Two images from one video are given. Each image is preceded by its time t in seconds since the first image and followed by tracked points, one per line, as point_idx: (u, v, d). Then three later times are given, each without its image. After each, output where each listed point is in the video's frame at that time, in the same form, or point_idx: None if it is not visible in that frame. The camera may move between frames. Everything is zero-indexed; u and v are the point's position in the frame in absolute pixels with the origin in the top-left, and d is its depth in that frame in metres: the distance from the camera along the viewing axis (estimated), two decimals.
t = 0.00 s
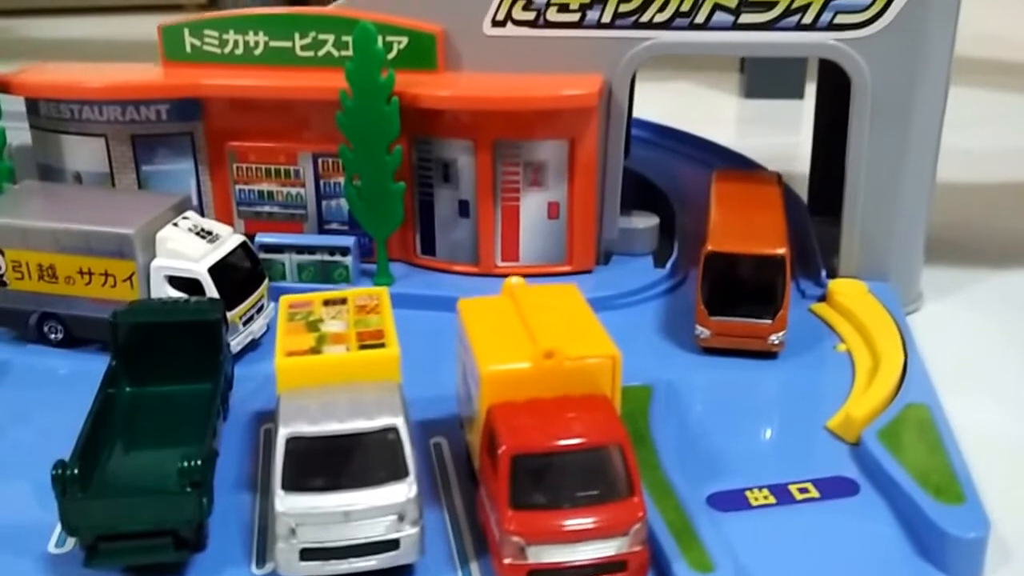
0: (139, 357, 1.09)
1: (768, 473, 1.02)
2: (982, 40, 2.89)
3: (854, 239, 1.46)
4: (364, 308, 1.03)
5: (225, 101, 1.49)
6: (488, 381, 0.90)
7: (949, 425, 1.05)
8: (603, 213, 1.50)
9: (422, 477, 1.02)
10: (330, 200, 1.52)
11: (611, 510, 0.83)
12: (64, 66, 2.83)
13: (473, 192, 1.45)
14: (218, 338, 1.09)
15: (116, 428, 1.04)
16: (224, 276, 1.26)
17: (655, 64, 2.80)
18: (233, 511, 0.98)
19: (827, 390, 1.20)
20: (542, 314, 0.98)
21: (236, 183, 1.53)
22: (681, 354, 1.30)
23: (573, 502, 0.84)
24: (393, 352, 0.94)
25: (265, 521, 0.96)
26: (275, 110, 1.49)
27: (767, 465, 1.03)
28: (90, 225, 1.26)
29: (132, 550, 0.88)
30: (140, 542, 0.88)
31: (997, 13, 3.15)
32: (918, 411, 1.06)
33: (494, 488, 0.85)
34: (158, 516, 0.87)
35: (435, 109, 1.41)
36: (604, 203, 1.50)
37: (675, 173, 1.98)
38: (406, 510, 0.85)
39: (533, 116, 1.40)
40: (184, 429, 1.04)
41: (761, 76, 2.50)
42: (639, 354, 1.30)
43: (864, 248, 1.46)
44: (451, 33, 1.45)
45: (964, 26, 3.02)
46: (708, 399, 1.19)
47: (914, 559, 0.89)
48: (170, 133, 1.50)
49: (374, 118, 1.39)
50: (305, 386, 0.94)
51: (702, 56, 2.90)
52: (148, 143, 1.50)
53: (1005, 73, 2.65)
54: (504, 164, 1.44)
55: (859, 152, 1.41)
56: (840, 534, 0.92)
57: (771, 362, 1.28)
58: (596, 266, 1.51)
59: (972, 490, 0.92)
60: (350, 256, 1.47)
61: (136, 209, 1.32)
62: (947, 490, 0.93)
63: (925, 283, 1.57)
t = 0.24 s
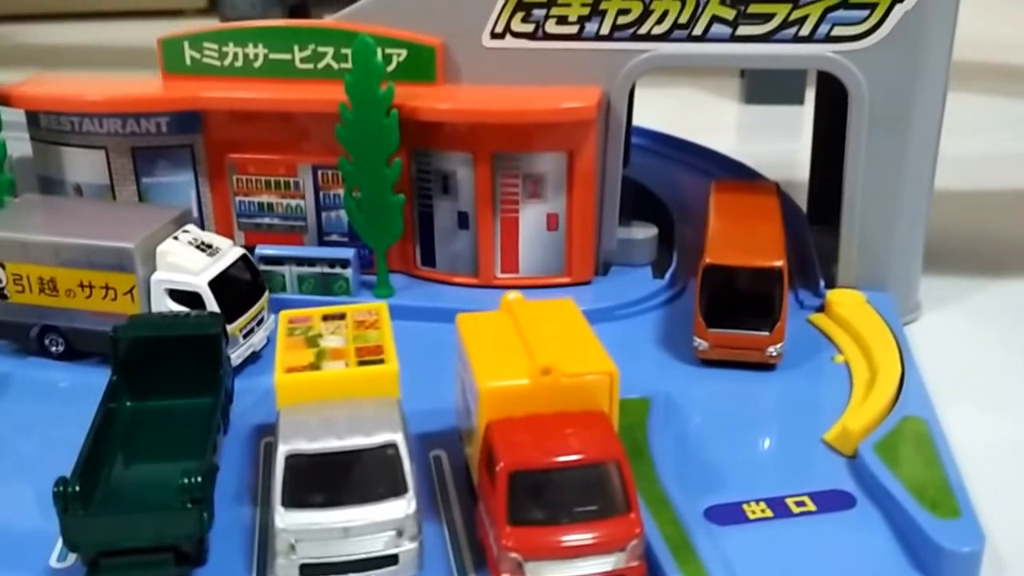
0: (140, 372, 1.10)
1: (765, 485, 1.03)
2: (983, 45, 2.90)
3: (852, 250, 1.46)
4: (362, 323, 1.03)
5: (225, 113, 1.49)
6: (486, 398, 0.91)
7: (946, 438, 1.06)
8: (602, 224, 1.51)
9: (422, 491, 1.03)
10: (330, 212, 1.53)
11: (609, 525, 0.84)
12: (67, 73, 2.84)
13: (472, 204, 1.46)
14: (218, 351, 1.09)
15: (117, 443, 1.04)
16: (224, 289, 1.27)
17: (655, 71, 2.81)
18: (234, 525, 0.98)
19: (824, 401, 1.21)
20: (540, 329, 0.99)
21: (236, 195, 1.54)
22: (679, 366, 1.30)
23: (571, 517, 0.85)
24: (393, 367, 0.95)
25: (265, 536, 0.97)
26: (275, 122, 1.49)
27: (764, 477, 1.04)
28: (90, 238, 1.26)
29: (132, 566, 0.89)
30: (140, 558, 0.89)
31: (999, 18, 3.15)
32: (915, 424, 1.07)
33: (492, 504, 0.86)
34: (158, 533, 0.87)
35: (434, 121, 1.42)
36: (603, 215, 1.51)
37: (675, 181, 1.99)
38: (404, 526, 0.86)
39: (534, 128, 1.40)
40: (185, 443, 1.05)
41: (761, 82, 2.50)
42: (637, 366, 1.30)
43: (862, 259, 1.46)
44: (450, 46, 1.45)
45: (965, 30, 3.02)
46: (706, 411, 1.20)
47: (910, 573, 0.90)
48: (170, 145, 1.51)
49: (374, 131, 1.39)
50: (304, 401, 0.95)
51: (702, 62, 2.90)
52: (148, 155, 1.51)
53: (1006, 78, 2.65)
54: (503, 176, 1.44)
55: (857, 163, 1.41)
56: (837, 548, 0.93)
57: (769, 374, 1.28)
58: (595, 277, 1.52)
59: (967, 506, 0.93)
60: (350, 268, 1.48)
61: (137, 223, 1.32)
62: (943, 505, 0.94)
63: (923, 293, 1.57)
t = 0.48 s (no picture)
0: (141, 387, 1.10)
1: (762, 498, 1.04)
2: (983, 52, 2.90)
3: (850, 261, 1.47)
4: (362, 337, 1.05)
5: (225, 126, 1.49)
6: (485, 413, 0.92)
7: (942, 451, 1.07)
8: (601, 236, 1.52)
9: (422, 506, 1.04)
10: (329, 224, 1.53)
11: (607, 541, 0.84)
12: (70, 81, 2.85)
13: (472, 217, 1.46)
14: (219, 367, 1.10)
15: (118, 457, 1.05)
16: (224, 302, 1.28)
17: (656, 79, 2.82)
18: (234, 541, 0.99)
19: (822, 413, 1.22)
20: (539, 344, 1.00)
21: (236, 208, 1.54)
22: (678, 379, 1.31)
23: (569, 533, 0.85)
24: (391, 383, 0.97)
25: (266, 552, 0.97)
26: (275, 134, 1.50)
27: (761, 491, 1.05)
28: (90, 252, 1.27)
29: None
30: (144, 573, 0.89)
31: (1001, 25, 3.15)
32: (911, 437, 1.08)
33: (491, 519, 0.87)
34: (159, 549, 0.88)
35: (433, 134, 1.42)
36: (602, 227, 1.51)
37: (675, 190, 1.99)
38: (404, 541, 0.86)
39: (534, 140, 1.41)
40: (185, 459, 1.06)
41: (761, 90, 2.50)
42: (636, 379, 1.31)
43: (860, 271, 1.47)
44: (449, 58, 1.46)
45: (965, 37, 3.03)
46: (705, 424, 1.20)
47: None
48: (170, 157, 1.51)
49: (374, 145, 1.40)
50: (301, 417, 0.97)
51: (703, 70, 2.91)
52: (148, 167, 1.51)
53: (1007, 87, 2.65)
54: (502, 189, 1.44)
55: (855, 174, 1.42)
56: (833, 562, 0.94)
57: (767, 387, 1.29)
58: (594, 289, 1.52)
59: (963, 519, 0.94)
60: (350, 281, 1.48)
61: (137, 237, 1.33)
62: (938, 518, 0.95)
63: (922, 303, 1.58)
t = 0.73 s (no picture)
0: (141, 402, 1.11)
1: (760, 513, 1.04)
2: (983, 60, 2.91)
3: (849, 273, 1.47)
4: (360, 352, 1.06)
5: (224, 138, 1.49)
6: (484, 430, 0.92)
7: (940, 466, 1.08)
8: (600, 248, 1.52)
9: (421, 521, 1.04)
10: (329, 236, 1.54)
11: (606, 559, 0.85)
12: (71, 90, 2.85)
13: (471, 229, 1.47)
14: (219, 381, 1.11)
15: (119, 473, 1.06)
16: (224, 315, 1.28)
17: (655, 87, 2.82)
18: (234, 557, 0.99)
19: (821, 426, 1.22)
20: (538, 361, 1.00)
21: (236, 220, 1.55)
22: (677, 391, 1.31)
23: (568, 551, 0.86)
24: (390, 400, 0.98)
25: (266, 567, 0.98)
26: (275, 146, 1.50)
27: (759, 507, 1.05)
28: (90, 266, 1.27)
29: None
30: None
31: (1000, 32, 3.16)
32: (910, 452, 1.09)
33: (490, 537, 0.87)
34: (160, 566, 0.88)
35: (432, 148, 1.43)
36: (601, 238, 1.52)
37: (674, 200, 2.00)
38: (403, 559, 0.87)
39: (533, 153, 1.41)
40: (185, 474, 1.06)
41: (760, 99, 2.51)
42: (634, 392, 1.31)
43: (859, 282, 1.47)
44: (448, 71, 1.46)
45: (965, 46, 3.03)
46: (703, 436, 1.20)
47: None
48: (170, 169, 1.51)
49: (373, 158, 1.40)
50: (300, 434, 0.98)
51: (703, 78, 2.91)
52: (148, 180, 1.51)
53: (1007, 94, 2.65)
54: (501, 201, 1.45)
55: (854, 187, 1.42)
56: None
57: (767, 400, 1.29)
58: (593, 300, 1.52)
59: (961, 536, 0.96)
60: (350, 293, 1.49)
61: (137, 250, 1.33)
62: (936, 535, 0.96)
63: (921, 315, 1.58)
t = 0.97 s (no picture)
0: (140, 420, 1.11)
1: (759, 529, 1.05)
2: (982, 63, 2.91)
3: (847, 284, 1.47)
4: (360, 369, 1.07)
5: (224, 150, 1.50)
6: (484, 451, 0.92)
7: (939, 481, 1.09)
8: (599, 259, 1.52)
9: (421, 537, 1.04)
10: (328, 247, 1.54)
11: None
12: (70, 93, 2.85)
13: (470, 240, 1.47)
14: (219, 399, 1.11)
15: (119, 490, 1.06)
16: (224, 329, 1.28)
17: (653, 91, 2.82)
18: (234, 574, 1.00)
19: (819, 440, 1.22)
20: (538, 378, 1.01)
21: (235, 231, 1.55)
22: (676, 403, 1.31)
23: (569, 570, 0.86)
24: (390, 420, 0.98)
25: None
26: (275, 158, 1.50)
27: (758, 523, 1.06)
28: (90, 279, 1.28)
29: None
30: None
31: (1001, 34, 3.16)
32: (909, 467, 1.10)
33: (491, 558, 0.88)
34: None
35: (431, 161, 1.43)
36: (600, 249, 1.52)
37: (673, 207, 2.00)
38: None
39: (532, 166, 1.41)
40: (185, 491, 1.07)
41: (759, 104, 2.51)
42: (633, 404, 1.31)
43: (857, 294, 1.47)
44: (447, 83, 1.46)
45: (964, 49, 3.03)
46: (704, 449, 1.21)
47: None
48: (170, 182, 1.51)
49: (373, 171, 1.41)
50: (300, 454, 0.98)
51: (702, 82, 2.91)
52: (148, 192, 1.52)
53: (1006, 98, 2.66)
54: (500, 214, 1.45)
55: (852, 199, 1.42)
56: None
57: (765, 412, 1.29)
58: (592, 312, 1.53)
59: (960, 554, 0.97)
60: (349, 304, 1.49)
61: (137, 263, 1.33)
62: (936, 554, 0.98)
63: (920, 324, 1.58)
